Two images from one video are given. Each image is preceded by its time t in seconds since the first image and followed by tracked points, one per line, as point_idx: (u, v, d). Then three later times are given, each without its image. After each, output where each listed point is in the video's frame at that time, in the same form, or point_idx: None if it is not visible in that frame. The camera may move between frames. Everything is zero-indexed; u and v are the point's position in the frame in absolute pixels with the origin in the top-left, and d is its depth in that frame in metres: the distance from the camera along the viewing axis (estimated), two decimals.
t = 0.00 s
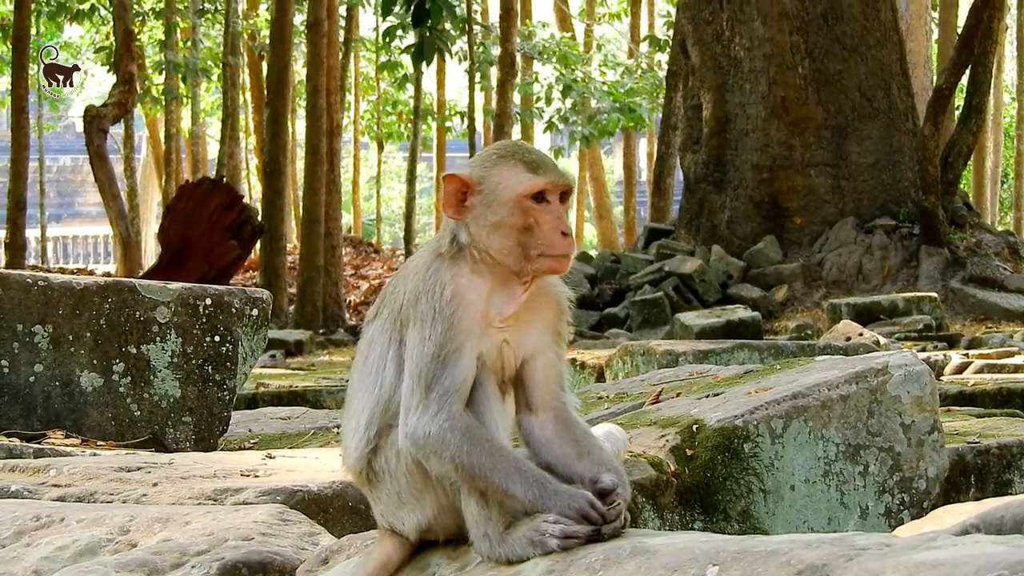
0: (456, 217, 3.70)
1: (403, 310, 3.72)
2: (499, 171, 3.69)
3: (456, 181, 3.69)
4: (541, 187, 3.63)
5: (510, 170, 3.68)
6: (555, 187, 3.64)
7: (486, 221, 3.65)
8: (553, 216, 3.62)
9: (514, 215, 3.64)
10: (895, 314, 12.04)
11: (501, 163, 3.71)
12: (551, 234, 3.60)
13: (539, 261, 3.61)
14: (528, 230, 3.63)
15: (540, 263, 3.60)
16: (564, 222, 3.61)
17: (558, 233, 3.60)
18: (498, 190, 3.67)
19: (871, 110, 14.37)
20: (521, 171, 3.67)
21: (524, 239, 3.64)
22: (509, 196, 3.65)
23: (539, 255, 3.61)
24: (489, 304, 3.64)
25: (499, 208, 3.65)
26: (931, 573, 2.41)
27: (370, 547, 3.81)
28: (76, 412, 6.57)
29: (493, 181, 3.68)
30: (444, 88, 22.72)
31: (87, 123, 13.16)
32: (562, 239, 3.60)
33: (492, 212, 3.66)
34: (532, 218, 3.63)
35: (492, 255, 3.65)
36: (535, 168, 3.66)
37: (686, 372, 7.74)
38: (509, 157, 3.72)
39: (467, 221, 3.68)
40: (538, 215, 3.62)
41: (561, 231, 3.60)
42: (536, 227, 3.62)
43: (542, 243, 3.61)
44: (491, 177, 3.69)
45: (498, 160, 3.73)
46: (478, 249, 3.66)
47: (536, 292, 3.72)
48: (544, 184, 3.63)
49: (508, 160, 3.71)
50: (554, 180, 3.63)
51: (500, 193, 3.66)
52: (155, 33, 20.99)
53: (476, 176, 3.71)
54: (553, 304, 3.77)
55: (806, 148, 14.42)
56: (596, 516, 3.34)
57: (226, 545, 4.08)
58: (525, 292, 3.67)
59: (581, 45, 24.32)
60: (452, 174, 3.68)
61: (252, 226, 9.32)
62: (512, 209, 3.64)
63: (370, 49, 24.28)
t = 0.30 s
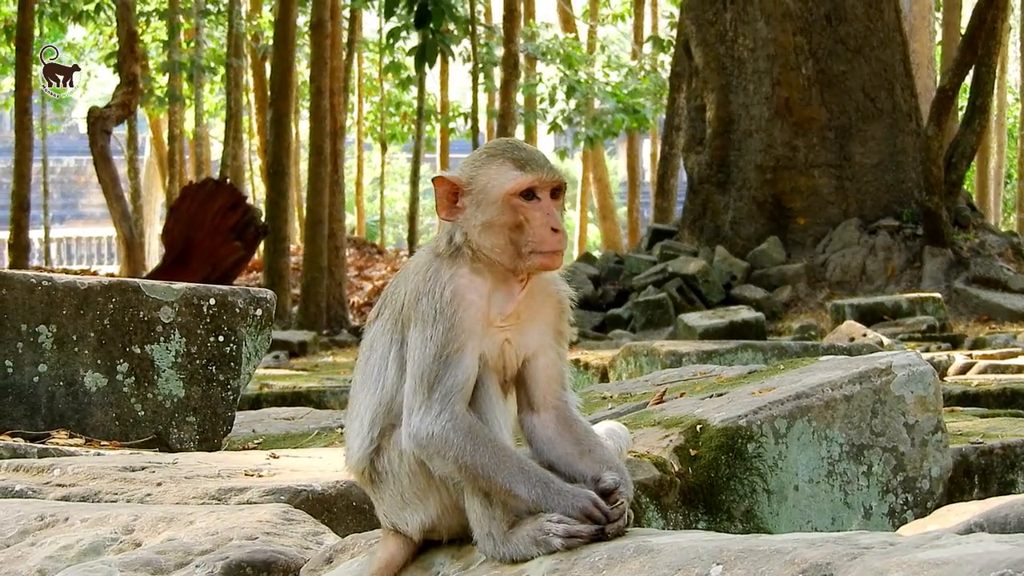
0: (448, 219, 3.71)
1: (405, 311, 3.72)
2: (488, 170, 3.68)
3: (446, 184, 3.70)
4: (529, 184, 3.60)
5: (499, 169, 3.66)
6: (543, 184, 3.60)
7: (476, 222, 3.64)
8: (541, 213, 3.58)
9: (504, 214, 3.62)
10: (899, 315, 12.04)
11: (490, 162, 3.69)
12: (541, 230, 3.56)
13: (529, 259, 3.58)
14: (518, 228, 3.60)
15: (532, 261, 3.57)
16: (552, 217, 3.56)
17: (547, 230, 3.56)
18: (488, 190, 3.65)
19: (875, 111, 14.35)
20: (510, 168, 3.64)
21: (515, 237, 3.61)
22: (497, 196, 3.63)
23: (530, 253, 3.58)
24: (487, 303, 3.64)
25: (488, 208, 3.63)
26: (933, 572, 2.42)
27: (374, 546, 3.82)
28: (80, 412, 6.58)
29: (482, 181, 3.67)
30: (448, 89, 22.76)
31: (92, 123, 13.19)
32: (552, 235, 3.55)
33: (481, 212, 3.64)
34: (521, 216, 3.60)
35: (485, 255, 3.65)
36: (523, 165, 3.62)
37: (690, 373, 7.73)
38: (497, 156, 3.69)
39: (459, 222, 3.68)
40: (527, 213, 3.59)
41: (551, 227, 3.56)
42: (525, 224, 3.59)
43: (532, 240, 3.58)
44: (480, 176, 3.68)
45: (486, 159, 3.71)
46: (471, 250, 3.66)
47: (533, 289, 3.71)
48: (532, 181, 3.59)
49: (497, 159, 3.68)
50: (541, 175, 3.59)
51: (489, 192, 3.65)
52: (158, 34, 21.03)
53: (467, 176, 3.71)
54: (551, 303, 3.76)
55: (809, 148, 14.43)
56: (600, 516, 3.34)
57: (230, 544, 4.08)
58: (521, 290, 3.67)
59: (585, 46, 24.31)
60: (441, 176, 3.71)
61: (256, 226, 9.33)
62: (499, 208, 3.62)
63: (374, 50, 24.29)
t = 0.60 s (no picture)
0: (448, 219, 3.71)
1: (404, 311, 3.72)
2: (488, 170, 3.69)
3: (445, 183, 3.70)
4: (531, 183, 3.62)
5: (499, 168, 3.68)
6: (544, 182, 3.62)
7: (476, 221, 3.65)
8: (542, 212, 3.60)
9: (505, 213, 3.63)
10: (900, 314, 12.03)
11: (490, 161, 3.71)
12: (542, 229, 3.57)
13: (530, 257, 3.59)
14: (519, 226, 3.62)
15: (533, 259, 3.58)
16: (553, 216, 3.58)
17: (548, 228, 3.57)
18: (489, 188, 3.66)
19: (876, 111, 14.34)
20: (510, 168, 3.66)
21: (516, 236, 3.63)
22: (499, 194, 3.64)
23: (531, 252, 3.59)
24: (486, 303, 3.64)
25: (488, 206, 3.65)
26: (935, 571, 2.41)
27: (375, 547, 3.82)
28: (81, 413, 6.59)
29: (483, 180, 3.68)
30: (450, 89, 22.82)
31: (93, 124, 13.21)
32: (552, 233, 3.56)
33: (482, 211, 3.65)
34: (522, 215, 3.62)
35: (484, 254, 3.65)
36: (523, 164, 3.64)
37: (691, 372, 7.72)
38: (497, 155, 3.71)
39: (459, 221, 3.68)
40: (527, 211, 3.61)
41: (551, 225, 3.57)
42: (526, 222, 3.60)
43: (533, 239, 3.59)
44: (480, 175, 3.70)
45: (486, 158, 3.73)
46: (471, 249, 3.67)
47: (533, 288, 3.71)
48: (533, 180, 3.61)
49: (497, 158, 3.70)
50: (542, 174, 3.61)
51: (490, 191, 3.66)
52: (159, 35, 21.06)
53: (466, 176, 3.72)
54: (550, 304, 3.76)
55: (811, 148, 14.43)
56: (601, 515, 3.34)
57: (231, 545, 4.08)
58: (520, 289, 3.67)
59: (587, 46, 24.31)
60: (441, 176, 3.71)
61: (257, 227, 9.34)
62: (500, 206, 3.64)
63: (375, 51, 24.32)
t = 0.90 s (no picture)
0: (454, 215, 3.68)
1: (403, 309, 3.71)
2: (499, 167, 3.67)
3: (454, 179, 3.66)
4: (543, 183, 3.61)
5: (511, 165, 3.66)
6: (556, 183, 3.61)
7: (487, 218, 3.63)
8: (554, 212, 3.60)
9: (517, 211, 3.62)
10: (902, 312, 12.04)
11: (501, 159, 3.69)
12: (554, 229, 3.58)
13: (540, 258, 3.59)
14: (530, 225, 3.61)
15: (542, 259, 3.58)
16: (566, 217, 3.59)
17: (560, 229, 3.57)
18: (500, 185, 3.64)
19: (877, 109, 14.31)
20: (521, 167, 3.64)
21: (526, 235, 3.62)
22: (511, 192, 3.62)
23: (541, 251, 3.59)
24: (487, 301, 3.63)
25: (501, 203, 3.63)
26: (934, 569, 2.41)
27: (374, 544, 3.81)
28: (81, 411, 6.58)
29: (493, 177, 3.66)
30: (451, 89, 22.88)
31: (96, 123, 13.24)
32: (564, 234, 3.57)
33: (493, 207, 3.64)
34: (534, 214, 3.61)
35: (492, 252, 3.64)
36: (535, 164, 3.64)
37: (692, 371, 7.72)
38: (509, 153, 3.69)
39: (468, 218, 3.66)
40: (539, 211, 3.60)
41: (563, 226, 3.58)
42: (538, 222, 3.60)
43: (544, 238, 3.59)
44: (491, 172, 3.66)
45: (496, 155, 3.71)
46: (480, 246, 3.64)
47: (536, 287, 3.71)
48: (545, 180, 3.60)
49: (509, 156, 3.68)
50: (555, 174, 3.61)
51: (501, 188, 3.64)
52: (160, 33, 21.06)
53: (475, 172, 3.69)
54: (552, 305, 3.75)
55: (812, 146, 14.43)
56: (600, 513, 3.34)
57: (230, 543, 4.08)
58: (524, 288, 3.67)
59: (588, 44, 24.29)
60: (450, 172, 3.65)
61: (258, 226, 9.37)
62: (513, 204, 3.62)
63: (375, 49, 24.33)
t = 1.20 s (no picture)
0: (471, 211, 3.64)
1: (405, 301, 3.70)
2: (515, 159, 3.64)
3: (471, 174, 3.62)
4: (559, 173, 3.60)
5: (526, 159, 3.64)
6: (573, 173, 3.61)
7: (506, 210, 3.61)
8: (572, 201, 3.59)
9: (536, 202, 3.60)
10: (902, 307, 12.04)
11: (515, 152, 3.67)
12: (573, 218, 3.57)
13: (561, 247, 3.58)
14: (549, 216, 3.60)
15: (562, 249, 3.58)
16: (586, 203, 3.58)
17: (578, 218, 3.57)
18: (517, 177, 3.62)
19: (878, 104, 14.24)
20: (537, 158, 3.63)
21: (545, 226, 3.60)
22: (529, 183, 3.60)
23: (561, 241, 3.58)
24: (494, 294, 3.62)
25: (521, 195, 3.61)
26: (933, 564, 2.40)
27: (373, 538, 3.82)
28: (81, 405, 6.58)
29: (511, 170, 3.63)
30: (451, 84, 22.90)
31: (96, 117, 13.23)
32: (582, 222, 3.57)
33: (512, 200, 3.61)
34: (552, 205, 3.60)
35: (511, 244, 3.62)
36: (551, 155, 3.62)
37: (692, 365, 7.71)
38: (523, 146, 3.67)
39: (484, 212, 3.63)
40: (558, 201, 3.59)
41: (582, 214, 3.57)
42: (557, 212, 3.59)
43: (563, 228, 3.58)
44: (508, 165, 3.64)
45: (510, 149, 3.69)
46: (498, 239, 3.62)
47: (547, 278, 3.70)
48: (561, 170, 3.59)
49: (523, 149, 3.66)
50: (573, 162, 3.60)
51: (520, 180, 3.61)
52: (159, 27, 21.02)
53: (491, 166, 3.65)
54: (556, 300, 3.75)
55: (813, 142, 14.41)
56: (600, 507, 3.34)
57: (229, 537, 4.08)
58: (538, 279, 3.65)
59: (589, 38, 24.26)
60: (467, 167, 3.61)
61: (258, 221, 9.58)
62: (533, 195, 3.60)
63: (375, 43, 24.31)
